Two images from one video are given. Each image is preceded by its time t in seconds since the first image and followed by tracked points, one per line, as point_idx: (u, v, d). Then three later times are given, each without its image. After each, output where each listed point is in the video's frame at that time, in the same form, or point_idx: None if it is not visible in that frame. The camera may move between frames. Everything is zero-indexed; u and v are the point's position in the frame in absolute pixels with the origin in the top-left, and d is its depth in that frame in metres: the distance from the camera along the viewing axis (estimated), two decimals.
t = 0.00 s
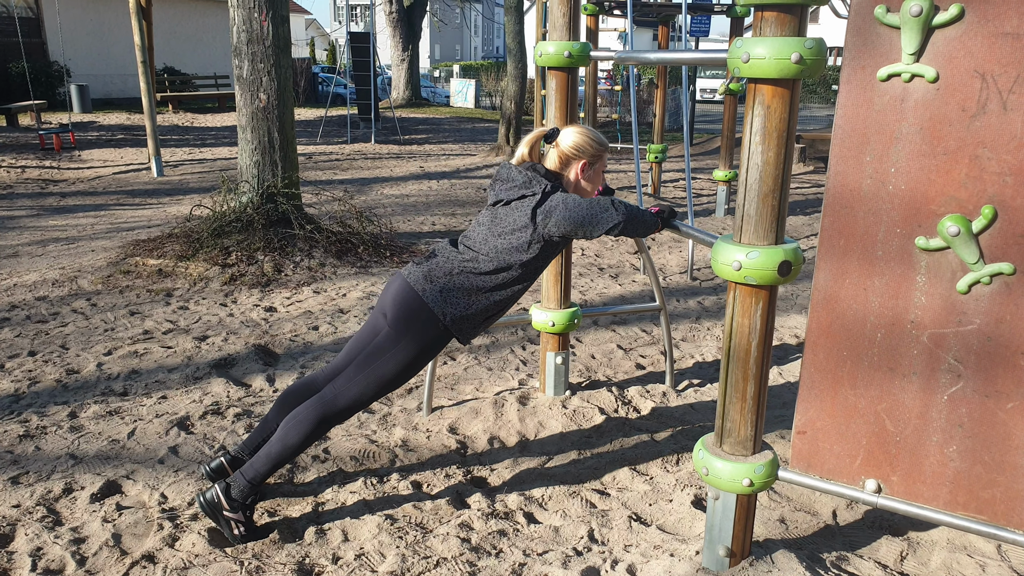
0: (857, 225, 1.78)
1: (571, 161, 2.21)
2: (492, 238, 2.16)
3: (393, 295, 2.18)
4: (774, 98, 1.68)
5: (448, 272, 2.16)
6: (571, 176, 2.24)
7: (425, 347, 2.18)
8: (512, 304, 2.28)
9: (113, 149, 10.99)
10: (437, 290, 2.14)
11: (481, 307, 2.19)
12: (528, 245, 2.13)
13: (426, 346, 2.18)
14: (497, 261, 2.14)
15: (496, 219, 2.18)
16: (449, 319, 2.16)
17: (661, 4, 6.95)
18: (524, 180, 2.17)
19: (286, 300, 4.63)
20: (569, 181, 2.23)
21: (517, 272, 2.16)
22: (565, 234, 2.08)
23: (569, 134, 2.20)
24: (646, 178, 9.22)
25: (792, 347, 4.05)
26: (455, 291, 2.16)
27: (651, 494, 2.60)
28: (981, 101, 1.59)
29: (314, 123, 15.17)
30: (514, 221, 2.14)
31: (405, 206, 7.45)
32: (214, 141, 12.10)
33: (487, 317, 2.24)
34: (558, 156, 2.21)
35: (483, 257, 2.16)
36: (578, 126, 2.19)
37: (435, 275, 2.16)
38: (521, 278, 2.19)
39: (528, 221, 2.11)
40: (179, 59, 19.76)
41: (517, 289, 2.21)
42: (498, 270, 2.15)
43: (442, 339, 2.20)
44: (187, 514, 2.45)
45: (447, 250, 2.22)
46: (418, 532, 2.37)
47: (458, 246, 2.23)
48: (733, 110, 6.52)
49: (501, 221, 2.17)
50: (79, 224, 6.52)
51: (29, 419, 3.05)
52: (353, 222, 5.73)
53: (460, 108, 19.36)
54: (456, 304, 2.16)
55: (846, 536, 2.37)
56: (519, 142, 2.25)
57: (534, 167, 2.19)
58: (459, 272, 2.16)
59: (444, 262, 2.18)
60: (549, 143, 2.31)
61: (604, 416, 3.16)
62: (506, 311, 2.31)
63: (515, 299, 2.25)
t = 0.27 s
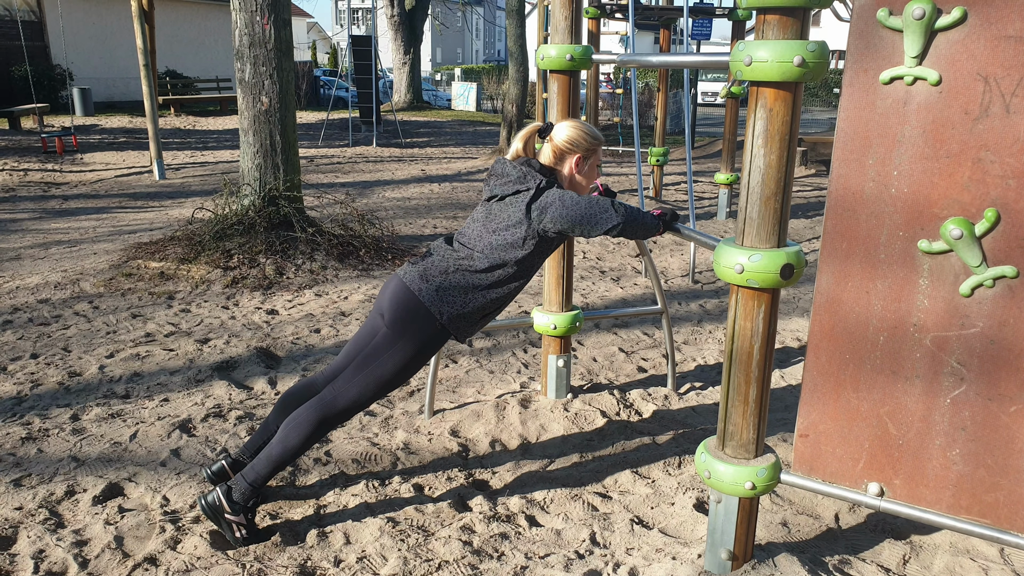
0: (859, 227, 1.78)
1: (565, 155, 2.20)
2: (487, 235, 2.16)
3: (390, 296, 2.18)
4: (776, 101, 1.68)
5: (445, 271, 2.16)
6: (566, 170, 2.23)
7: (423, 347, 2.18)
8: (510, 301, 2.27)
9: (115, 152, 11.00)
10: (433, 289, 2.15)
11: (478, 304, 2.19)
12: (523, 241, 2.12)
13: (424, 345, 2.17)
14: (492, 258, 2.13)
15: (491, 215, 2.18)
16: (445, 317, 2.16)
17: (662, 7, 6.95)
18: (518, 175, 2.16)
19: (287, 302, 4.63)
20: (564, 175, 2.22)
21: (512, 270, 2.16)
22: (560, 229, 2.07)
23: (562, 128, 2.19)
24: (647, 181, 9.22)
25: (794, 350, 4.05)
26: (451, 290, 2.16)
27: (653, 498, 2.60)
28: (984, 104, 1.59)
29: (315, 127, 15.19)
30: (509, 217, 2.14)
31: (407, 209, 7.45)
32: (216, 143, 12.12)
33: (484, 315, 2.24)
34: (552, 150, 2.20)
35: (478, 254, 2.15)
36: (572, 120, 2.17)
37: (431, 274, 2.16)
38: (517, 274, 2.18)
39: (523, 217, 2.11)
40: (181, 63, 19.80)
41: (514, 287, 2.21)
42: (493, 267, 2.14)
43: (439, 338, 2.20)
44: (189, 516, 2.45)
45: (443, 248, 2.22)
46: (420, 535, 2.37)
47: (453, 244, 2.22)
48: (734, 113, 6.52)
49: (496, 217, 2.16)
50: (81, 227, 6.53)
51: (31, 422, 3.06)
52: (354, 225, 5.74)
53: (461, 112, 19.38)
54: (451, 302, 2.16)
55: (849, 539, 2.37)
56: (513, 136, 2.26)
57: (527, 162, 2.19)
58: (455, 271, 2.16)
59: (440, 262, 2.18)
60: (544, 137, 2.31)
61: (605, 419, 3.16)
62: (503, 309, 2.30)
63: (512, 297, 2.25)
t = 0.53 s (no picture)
0: (860, 229, 1.78)
1: (537, 126, 2.21)
2: (461, 215, 2.15)
3: (370, 286, 2.18)
4: (777, 102, 1.68)
5: (421, 256, 2.15)
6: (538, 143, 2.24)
7: (407, 335, 2.18)
8: (488, 284, 2.27)
9: (116, 154, 11.01)
10: (410, 276, 2.14)
11: (458, 287, 2.19)
12: (499, 219, 2.13)
13: (407, 333, 2.18)
14: (469, 239, 2.14)
15: (464, 194, 2.18)
16: (425, 303, 2.17)
17: (663, 9, 6.96)
18: (491, 151, 2.16)
19: (289, 305, 4.64)
20: (537, 148, 2.23)
21: (489, 250, 2.16)
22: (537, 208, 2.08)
23: (535, 99, 2.20)
24: (648, 183, 9.23)
25: (796, 351, 4.04)
26: (429, 275, 2.15)
27: (655, 499, 2.60)
28: (984, 105, 1.59)
29: (316, 129, 15.20)
30: (484, 196, 2.14)
31: (408, 211, 7.45)
32: (217, 146, 12.13)
33: (464, 298, 2.24)
34: (524, 121, 2.21)
35: (453, 236, 2.15)
36: (545, 91, 2.19)
37: (408, 260, 2.15)
38: (494, 255, 2.18)
39: (498, 195, 2.11)
40: (182, 66, 19.83)
41: (491, 268, 2.21)
42: (470, 249, 2.15)
43: (422, 325, 2.20)
44: (191, 519, 2.45)
45: (419, 233, 2.22)
46: (422, 536, 2.37)
47: (428, 227, 2.22)
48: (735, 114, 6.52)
49: (470, 196, 2.16)
50: (82, 230, 6.53)
51: (33, 425, 3.06)
52: (356, 228, 5.74)
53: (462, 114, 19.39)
54: (430, 288, 2.16)
55: (851, 541, 2.37)
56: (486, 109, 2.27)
57: (501, 136, 2.20)
58: (432, 255, 2.16)
59: (416, 247, 2.17)
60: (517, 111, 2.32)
61: (606, 420, 3.16)
62: (483, 292, 2.31)
63: (490, 279, 2.25)
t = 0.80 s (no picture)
0: (859, 229, 1.78)
1: (504, 95, 2.23)
2: (432, 192, 2.14)
3: (345, 276, 2.18)
4: (776, 103, 1.68)
5: (393, 240, 2.15)
6: (505, 113, 2.26)
7: (384, 323, 2.18)
8: (462, 268, 2.25)
9: (115, 156, 11.02)
10: (384, 262, 2.13)
11: (432, 271, 2.17)
12: (472, 196, 2.12)
13: (384, 321, 2.17)
14: (441, 219, 2.12)
15: (435, 172, 2.16)
16: (400, 289, 2.15)
17: (663, 10, 6.96)
18: (464, 124, 2.16)
19: (288, 306, 4.64)
20: (504, 117, 2.25)
21: (462, 229, 2.15)
22: (510, 185, 2.07)
23: (503, 69, 2.21)
24: (648, 184, 9.25)
25: (795, 351, 4.05)
26: (403, 260, 2.14)
27: (655, 500, 2.60)
28: (983, 105, 1.60)
29: (316, 130, 15.21)
30: (455, 174, 2.13)
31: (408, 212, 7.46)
32: (217, 147, 12.13)
33: (440, 283, 2.22)
34: (492, 90, 2.23)
35: (425, 216, 2.14)
36: (513, 60, 2.20)
37: (380, 247, 2.15)
38: (466, 235, 2.17)
39: (470, 173, 2.10)
40: (182, 67, 19.83)
41: (465, 249, 2.19)
42: (442, 228, 2.13)
43: (400, 312, 2.19)
44: (191, 520, 2.45)
45: (390, 215, 2.20)
46: (422, 537, 2.37)
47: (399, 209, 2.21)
48: (735, 115, 6.52)
49: (442, 174, 2.15)
50: (82, 231, 6.54)
51: (32, 426, 3.06)
52: (355, 229, 5.74)
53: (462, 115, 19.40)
54: (405, 273, 2.14)
55: (850, 541, 2.37)
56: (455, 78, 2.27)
57: (472, 108, 2.20)
58: (404, 239, 2.14)
59: (388, 233, 2.16)
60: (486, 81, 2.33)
61: (606, 420, 3.16)
62: (459, 276, 2.29)
63: (464, 261, 2.23)
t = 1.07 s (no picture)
0: (858, 230, 1.78)
1: (498, 93, 2.22)
2: (429, 192, 2.14)
3: (343, 277, 2.18)
4: (775, 104, 1.68)
5: (390, 240, 2.14)
6: (500, 111, 2.25)
7: (382, 324, 2.17)
8: (460, 268, 2.25)
9: (115, 156, 11.02)
10: (381, 262, 2.13)
11: (428, 271, 2.17)
12: (469, 196, 2.12)
13: (382, 322, 2.17)
14: (438, 218, 2.12)
15: (432, 171, 2.17)
16: (397, 290, 2.14)
17: (662, 11, 6.96)
18: (461, 124, 2.16)
19: (288, 306, 4.64)
20: (498, 116, 2.24)
21: (459, 229, 2.15)
22: (508, 184, 2.08)
23: (496, 66, 2.21)
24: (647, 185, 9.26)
25: (794, 352, 4.05)
26: (400, 260, 2.14)
27: (653, 500, 2.60)
28: (981, 106, 1.60)
29: (315, 131, 15.22)
30: (452, 173, 2.13)
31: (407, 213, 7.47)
32: (216, 148, 12.13)
33: (438, 284, 2.22)
34: (485, 89, 2.22)
35: (422, 215, 2.14)
36: (506, 58, 2.19)
37: (377, 247, 2.15)
38: (464, 235, 2.17)
39: (468, 171, 2.11)
40: (181, 67, 19.83)
41: (462, 249, 2.19)
42: (439, 228, 2.13)
43: (397, 312, 2.19)
44: (189, 521, 2.45)
45: (387, 215, 2.20)
46: (421, 538, 2.37)
47: (396, 208, 2.21)
48: (734, 115, 6.53)
49: (438, 173, 2.15)
50: (81, 232, 6.54)
51: (31, 427, 3.06)
52: (354, 229, 5.74)
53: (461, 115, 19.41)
54: (402, 274, 2.14)
55: (849, 541, 2.37)
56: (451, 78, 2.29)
57: (471, 110, 2.20)
58: (400, 238, 2.14)
59: (384, 232, 2.16)
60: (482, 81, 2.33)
61: (605, 421, 3.16)
62: (456, 277, 2.28)
63: (461, 261, 2.22)
